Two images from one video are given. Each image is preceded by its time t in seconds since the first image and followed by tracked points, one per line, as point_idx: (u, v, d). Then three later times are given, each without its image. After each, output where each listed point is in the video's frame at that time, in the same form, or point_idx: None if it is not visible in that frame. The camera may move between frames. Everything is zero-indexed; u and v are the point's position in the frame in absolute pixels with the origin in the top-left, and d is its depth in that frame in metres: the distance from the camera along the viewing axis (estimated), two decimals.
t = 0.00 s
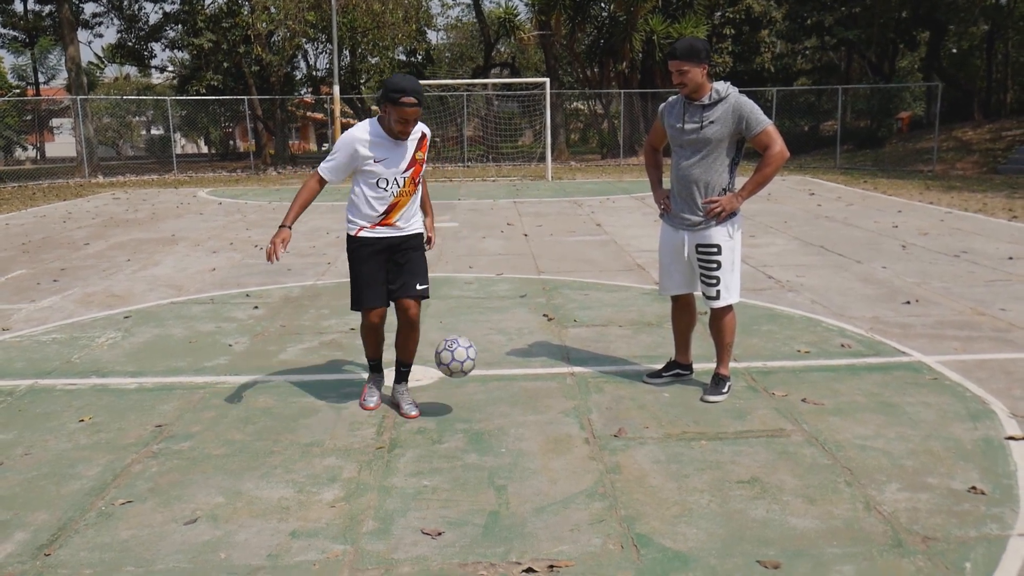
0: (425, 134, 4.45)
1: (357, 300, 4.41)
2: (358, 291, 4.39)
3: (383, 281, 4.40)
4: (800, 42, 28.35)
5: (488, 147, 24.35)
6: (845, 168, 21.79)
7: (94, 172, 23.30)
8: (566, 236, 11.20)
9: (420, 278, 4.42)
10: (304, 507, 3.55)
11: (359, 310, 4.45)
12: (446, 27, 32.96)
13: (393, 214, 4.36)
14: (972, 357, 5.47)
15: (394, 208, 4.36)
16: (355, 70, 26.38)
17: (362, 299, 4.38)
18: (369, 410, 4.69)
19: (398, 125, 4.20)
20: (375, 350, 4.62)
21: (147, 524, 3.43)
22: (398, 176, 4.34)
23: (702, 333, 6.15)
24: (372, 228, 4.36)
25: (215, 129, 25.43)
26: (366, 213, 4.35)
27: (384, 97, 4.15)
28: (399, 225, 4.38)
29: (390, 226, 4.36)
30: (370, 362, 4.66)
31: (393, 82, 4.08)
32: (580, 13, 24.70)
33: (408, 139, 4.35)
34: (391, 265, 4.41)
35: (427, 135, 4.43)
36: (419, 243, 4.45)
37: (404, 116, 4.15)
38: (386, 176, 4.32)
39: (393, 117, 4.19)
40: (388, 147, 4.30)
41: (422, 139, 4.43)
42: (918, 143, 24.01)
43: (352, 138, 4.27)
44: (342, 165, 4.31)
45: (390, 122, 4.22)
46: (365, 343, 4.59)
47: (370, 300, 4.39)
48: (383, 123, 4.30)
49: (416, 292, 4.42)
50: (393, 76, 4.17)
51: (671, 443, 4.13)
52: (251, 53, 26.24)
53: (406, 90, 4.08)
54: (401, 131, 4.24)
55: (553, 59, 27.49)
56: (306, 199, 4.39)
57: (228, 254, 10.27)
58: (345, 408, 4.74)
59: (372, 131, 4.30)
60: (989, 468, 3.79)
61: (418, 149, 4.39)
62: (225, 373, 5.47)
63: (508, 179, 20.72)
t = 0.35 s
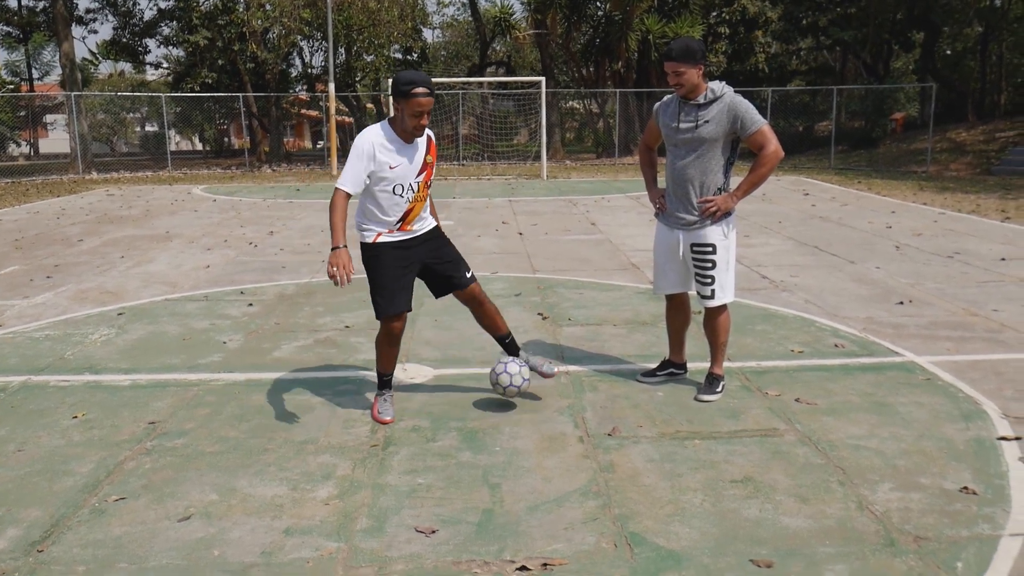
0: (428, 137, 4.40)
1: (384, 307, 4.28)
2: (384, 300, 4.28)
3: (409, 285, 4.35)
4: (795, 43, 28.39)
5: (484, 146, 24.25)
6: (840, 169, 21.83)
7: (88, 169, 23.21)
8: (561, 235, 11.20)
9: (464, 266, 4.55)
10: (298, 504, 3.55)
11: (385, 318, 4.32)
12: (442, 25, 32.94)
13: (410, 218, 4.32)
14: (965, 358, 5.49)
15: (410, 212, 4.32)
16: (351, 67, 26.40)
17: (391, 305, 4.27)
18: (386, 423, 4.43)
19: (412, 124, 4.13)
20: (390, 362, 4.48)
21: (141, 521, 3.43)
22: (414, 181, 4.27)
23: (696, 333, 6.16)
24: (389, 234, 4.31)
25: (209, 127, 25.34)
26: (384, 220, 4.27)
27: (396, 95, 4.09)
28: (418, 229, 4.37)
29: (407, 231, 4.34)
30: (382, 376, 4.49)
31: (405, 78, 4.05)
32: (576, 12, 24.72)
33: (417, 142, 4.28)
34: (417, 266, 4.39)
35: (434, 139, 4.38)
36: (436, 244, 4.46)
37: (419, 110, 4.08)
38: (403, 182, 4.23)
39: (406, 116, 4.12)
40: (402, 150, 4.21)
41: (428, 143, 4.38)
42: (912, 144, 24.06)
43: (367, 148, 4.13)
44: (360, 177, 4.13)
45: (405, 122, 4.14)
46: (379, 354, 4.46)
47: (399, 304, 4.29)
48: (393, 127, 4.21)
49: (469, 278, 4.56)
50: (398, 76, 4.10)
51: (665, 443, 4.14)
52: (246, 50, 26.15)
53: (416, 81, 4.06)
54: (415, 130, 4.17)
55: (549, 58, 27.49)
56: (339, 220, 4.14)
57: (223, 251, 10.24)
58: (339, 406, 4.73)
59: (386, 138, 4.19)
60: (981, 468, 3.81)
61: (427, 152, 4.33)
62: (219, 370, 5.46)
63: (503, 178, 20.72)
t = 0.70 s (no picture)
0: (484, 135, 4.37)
1: (411, 292, 4.26)
2: (410, 285, 4.27)
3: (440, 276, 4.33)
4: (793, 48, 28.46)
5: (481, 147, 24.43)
6: (836, 174, 21.91)
7: (85, 166, 23.17)
8: (558, 237, 11.21)
9: (490, 282, 4.41)
10: (293, 505, 3.54)
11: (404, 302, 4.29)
12: (441, 26, 32.98)
13: (454, 212, 4.31)
14: (960, 365, 5.51)
15: (455, 206, 4.30)
16: (350, 67, 26.36)
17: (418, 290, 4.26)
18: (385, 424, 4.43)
19: (465, 117, 4.14)
20: (401, 349, 4.46)
21: (135, 520, 3.42)
22: (462, 175, 4.26)
23: (693, 337, 6.16)
24: (432, 226, 4.30)
25: (207, 125, 25.32)
26: (427, 209, 4.28)
27: (449, 89, 4.11)
28: (459, 225, 4.34)
29: (451, 225, 4.32)
30: (390, 364, 4.46)
31: (460, 69, 4.06)
32: (575, 15, 24.79)
33: (470, 136, 4.27)
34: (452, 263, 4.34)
35: (486, 136, 4.36)
36: (478, 243, 4.41)
37: (470, 102, 4.09)
38: (451, 175, 4.23)
39: (458, 109, 4.13)
40: (452, 143, 4.22)
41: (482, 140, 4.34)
42: (909, 150, 24.15)
43: (419, 137, 4.17)
44: (411, 164, 4.17)
45: (458, 114, 4.15)
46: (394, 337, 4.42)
47: (421, 293, 4.27)
48: (446, 119, 4.23)
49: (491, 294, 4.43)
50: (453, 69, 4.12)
51: (661, 447, 4.14)
52: (244, 49, 26.13)
53: (472, 74, 4.05)
54: (467, 122, 4.16)
55: (547, 60, 27.53)
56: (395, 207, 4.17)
57: (219, 250, 10.23)
58: (335, 408, 4.72)
59: (440, 129, 4.21)
60: (977, 476, 3.82)
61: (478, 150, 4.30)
62: (214, 370, 5.45)
63: (501, 180, 20.75)
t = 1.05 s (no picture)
0: (509, 145, 4.37)
1: (432, 281, 4.22)
2: (428, 274, 4.25)
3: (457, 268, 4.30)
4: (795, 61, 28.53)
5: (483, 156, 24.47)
6: (837, 187, 21.92)
7: (87, 169, 23.17)
8: (558, 247, 11.21)
9: (492, 291, 4.37)
10: (290, 513, 3.53)
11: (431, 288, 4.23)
12: (444, 34, 33.07)
13: (466, 216, 4.31)
14: (960, 380, 5.50)
15: (467, 210, 4.31)
16: (352, 74, 26.39)
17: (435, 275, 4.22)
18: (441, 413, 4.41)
19: (493, 123, 4.18)
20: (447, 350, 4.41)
21: (131, 526, 3.40)
22: (475, 179, 4.27)
23: (693, 349, 6.15)
24: (445, 226, 4.31)
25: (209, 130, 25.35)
26: (437, 208, 4.31)
27: (481, 95, 4.14)
28: (469, 229, 4.32)
29: (462, 227, 4.32)
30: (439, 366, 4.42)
31: (496, 79, 4.11)
32: (578, 25, 24.87)
33: (492, 142, 4.30)
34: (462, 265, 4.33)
35: (511, 145, 4.37)
36: (488, 248, 4.38)
37: (502, 111, 4.14)
38: (463, 177, 4.25)
39: (487, 115, 4.17)
40: (472, 147, 4.26)
41: (504, 148, 4.34)
42: (909, 165, 24.19)
43: (437, 136, 4.24)
44: (424, 163, 4.25)
45: (485, 119, 4.19)
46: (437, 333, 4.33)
47: (444, 277, 4.22)
48: (472, 123, 4.26)
49: (492, 302, 4.38)
50: (488, 75, 4.19)
51: (660, 459, 4.13)
52: (248, 54, 26.19)
53: (508, 85, 4.12)
54: (496, 130, 4.20)
55: (549, 69, 27.61)
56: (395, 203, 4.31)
57: (220, 255, 10.23)
58: (334, 415, 4.71)
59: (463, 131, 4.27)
60: (976, 492, 3.81)
61: (497, 157, 4.31)
62: (213, 376, 5.44)
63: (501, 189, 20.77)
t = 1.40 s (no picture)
0: (501, 141, 4.38)
1: (429, 290, 4.26)
2: (426, 283, 4.26)
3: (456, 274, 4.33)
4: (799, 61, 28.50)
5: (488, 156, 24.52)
6: (842, 188, 21.90)
7: (93, 170, 23.25)
8: (563, 247, 11.21)
9: (492, 291, 4.42)
10: (296, 512, 3.54)
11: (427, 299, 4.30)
12: (448, 35, 33.10)
13: (465, 215, 4.31)
14: (966, 382, 5.48)
15: (466, 209, 4.31)
16: (356, 75, 26.41)
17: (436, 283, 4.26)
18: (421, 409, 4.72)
19: (486, 124, 4.18)
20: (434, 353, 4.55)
21: (137, 525, 3.41)
22: (472, 179, 4.27)
23: (698, 349, 6.14)
24: (444, 227, 4.32)
25: (214, 132, 25.44)
26: (436, 210, 4.31)
27: (470, 97, 4.13)
28: (468, 229, 4.33)
29: (461, 227, 4.32)
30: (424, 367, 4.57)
31: (483, 78, 4.10)
32: (582, 25, 24.87)
33: (485, 140, 4.30)
34: (460, 265, 4.35)
35: (503, 141, 4.38)
36: (486, 247, 4.40)
37: (493, 111, 4.15)
38: (460, 178, 4.25)
39: (479, 116, 4.17)
40: (466, 147, 4.25)
41: (497, 145, 4.35)
42: (915, 166, 24.15)
43: (431, 139, 4.23)
44: (420, 167, 4.24)
45: (476, 120, 4.18)
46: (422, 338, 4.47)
47: (442, 288, 4.27)
48: (464, 124, 4.26)
49: (491, 302, 4.44)
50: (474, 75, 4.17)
51: (665, 459, 4.13)
52: (252, 55, 26.24)
53: (494, 83, 4.11)
54: (490, 129, 4.20)
55: (554, 71, 27.65)
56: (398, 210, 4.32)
57: (225, 256, 10.24)
58: (339, 415, 4.72)
59: (455, 133, 4.26)
60: (982, 494, 3.80)
61: (491, 154, 4.31)
62: (219, 375, 5.45)
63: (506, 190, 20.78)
